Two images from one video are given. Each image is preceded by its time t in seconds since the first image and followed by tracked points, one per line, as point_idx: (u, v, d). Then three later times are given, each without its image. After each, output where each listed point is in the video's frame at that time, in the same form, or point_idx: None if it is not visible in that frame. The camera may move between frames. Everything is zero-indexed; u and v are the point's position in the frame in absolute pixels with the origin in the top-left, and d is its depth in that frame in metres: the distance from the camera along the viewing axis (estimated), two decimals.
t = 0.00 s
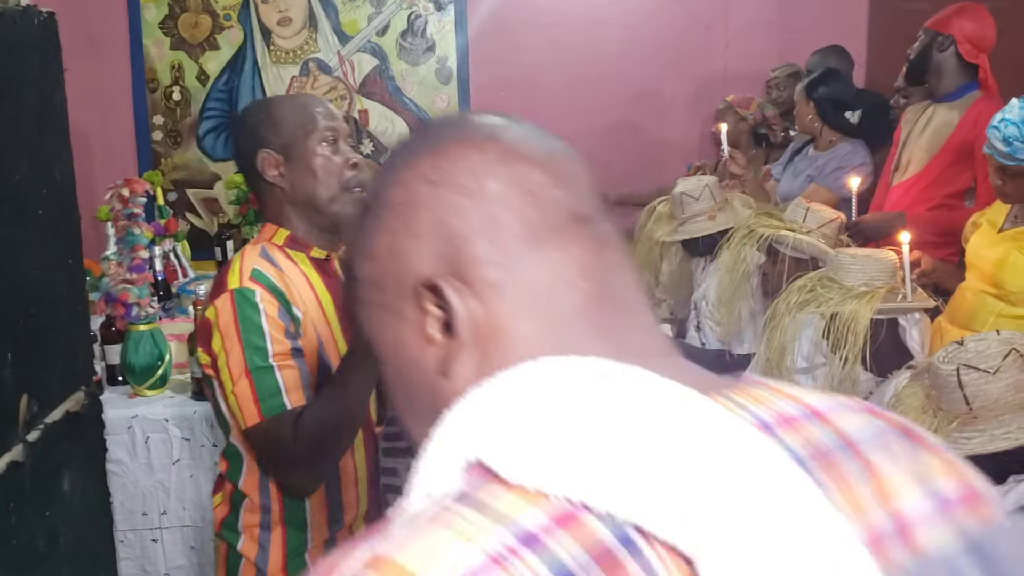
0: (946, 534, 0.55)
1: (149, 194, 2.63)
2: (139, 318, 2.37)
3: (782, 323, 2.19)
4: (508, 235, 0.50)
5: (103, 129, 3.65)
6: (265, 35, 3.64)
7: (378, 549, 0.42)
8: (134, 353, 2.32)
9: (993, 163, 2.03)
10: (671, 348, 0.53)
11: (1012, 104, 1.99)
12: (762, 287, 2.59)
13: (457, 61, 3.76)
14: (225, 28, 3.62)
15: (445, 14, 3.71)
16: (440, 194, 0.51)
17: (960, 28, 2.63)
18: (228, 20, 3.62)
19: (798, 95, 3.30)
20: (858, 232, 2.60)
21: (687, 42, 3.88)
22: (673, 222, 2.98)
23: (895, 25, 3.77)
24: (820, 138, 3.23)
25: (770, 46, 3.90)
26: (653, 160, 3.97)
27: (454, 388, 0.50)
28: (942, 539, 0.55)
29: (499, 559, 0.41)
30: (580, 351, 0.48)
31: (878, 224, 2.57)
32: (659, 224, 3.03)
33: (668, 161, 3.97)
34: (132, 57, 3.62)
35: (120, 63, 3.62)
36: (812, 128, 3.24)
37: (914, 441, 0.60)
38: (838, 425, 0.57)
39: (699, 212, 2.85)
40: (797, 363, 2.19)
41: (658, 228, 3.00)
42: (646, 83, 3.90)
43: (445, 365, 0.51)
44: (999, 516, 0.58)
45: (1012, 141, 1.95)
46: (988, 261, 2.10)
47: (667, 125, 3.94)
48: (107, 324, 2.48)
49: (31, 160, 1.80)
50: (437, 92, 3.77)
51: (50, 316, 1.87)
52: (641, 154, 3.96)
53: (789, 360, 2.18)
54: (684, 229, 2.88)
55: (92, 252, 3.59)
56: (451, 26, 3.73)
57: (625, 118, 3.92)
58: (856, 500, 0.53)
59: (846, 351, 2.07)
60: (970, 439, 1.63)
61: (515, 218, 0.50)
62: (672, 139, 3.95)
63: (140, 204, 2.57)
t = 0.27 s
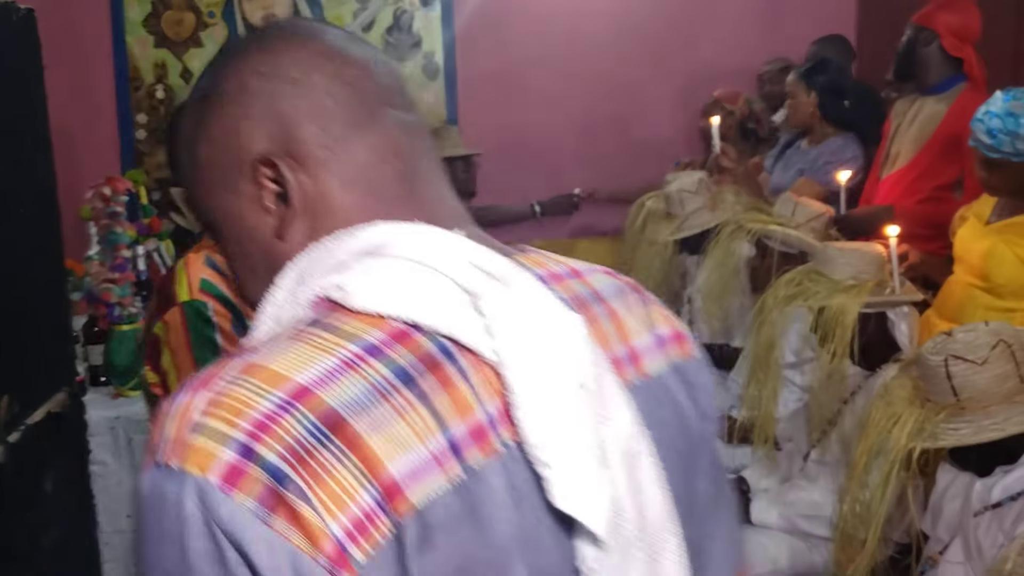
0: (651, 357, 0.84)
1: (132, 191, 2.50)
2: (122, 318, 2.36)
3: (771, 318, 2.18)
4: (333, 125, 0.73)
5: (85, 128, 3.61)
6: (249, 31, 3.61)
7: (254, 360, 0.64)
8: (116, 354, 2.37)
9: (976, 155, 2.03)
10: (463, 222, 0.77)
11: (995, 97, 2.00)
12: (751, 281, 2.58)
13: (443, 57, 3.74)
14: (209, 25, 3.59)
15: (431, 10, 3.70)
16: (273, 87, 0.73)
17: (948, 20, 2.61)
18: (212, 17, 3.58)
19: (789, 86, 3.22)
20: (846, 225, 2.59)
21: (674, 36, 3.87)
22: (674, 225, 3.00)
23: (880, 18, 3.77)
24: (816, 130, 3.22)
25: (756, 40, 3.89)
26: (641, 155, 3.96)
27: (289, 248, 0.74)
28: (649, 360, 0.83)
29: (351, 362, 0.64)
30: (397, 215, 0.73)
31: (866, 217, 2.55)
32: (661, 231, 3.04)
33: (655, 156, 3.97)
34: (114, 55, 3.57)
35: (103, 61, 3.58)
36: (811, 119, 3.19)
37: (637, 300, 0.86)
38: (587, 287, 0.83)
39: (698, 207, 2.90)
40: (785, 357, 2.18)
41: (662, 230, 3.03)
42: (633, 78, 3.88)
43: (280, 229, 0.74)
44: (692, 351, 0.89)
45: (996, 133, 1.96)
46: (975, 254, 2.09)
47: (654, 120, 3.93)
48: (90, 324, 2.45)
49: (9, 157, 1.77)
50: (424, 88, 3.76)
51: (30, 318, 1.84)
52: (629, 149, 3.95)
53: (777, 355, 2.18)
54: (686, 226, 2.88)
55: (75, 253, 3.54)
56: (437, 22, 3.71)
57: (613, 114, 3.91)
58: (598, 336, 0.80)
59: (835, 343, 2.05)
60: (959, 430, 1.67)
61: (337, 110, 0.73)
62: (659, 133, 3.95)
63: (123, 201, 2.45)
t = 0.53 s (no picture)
0: (479, 312, 0.83)
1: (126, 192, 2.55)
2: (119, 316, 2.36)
3: (767, 312, 2.20)
4: (168, 93, 0.74)
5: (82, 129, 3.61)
6: (245, 31, 3.61)
7: (92, 313, 0.62)
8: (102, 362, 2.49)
9: (973, 148, 2.04)
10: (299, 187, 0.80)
11: (989, 90, 2.00)
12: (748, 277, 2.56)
13: (439, 55, 3.75)
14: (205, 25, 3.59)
15: (427, 8, 3.70)
16: (103, 59, 0.74)
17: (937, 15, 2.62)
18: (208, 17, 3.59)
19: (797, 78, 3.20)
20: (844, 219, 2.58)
21: (669, 34, 3.87)
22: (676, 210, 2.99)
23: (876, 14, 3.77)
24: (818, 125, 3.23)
25: (751, 36, 3.91)
26: (637, 152, 3.97)
27: (126, 206, 0.74)
28: (475, 314, 0.83)
29: (183, 311, 0.64)
30: (220, 175, 0.74)
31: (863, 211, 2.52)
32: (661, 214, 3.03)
33: (652, 153, 3.98)
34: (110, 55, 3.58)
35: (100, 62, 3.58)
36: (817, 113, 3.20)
37: (465, 257, 0.87)
38: (411, 245, 0.83)
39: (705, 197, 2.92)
40: (780, 351, 2.18)
41: (660, 215, 3.02)
42: (629, 75, 3.89)
43: (115, 187, 0.74)
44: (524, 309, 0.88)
45: (990, 125, 1.96)
46: (969, 248, 2.10)
47: (651, 118, 3.94)
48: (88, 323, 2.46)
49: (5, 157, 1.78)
50: (420, 86, 3.77)
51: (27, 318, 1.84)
52: (626, 147, 3.96)
53: (773, 349, 2.18)
54: (693, 213, 2.90)
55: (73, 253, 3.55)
56: (433, 20, 3.72)
57: (610, 111, 3.91)
58: (416, 291, 0.80)
59: (830, 337, 2.05)
60: (951, 421, 1.64)
61: (167, 78, 0.74)
62: (656, 131, 3.95)
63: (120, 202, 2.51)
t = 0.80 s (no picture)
0: (255, 339, 0.79)
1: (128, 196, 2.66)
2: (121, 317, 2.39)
3: (761, 312, 2.22)
4: None
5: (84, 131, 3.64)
6: (243, 35, 3.63)
7: None
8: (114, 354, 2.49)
9: (967, 146, 2.04)
10: (64, 211, 0.78)
11: (984, 88, 2.01)
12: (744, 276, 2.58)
13: (437, 58, 3.77)
14: (204, 29, 3.61)
15: (424, 11, 3.72)
16: None
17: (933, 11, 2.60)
18: (207, 21, 3.61)
19: (807, 79, 3.20)
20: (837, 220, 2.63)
21: (666, 36, 3.89)
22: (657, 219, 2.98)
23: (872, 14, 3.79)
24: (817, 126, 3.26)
25: (747, 38, 3.93)
26: (635, 154, 3.99)
27: None
28: (249, 341, 0.78)
29: None
30: None
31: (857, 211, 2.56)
32: (638, 220, 3.03)
33: (649, 155, 4.00)
34: (110, 59, 3.59)
35: (99, 66, 3.60)
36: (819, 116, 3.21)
37: (254, 276, 0.82)
38: (185, 264, 0.78)
39: (685, 202, 2.91)
40: (775, 350, 2.20)
41: (643, 224, 2.99)
42: (626, 77, 3.91)
43: None
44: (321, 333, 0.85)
45: (985, 124, 1.95)
46: (965, 246, 2.11)
47: (648, 119, 3.96)
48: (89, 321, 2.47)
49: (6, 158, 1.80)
50: (418, 89, 3.79)
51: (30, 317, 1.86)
52: (624, 148, 3.98)
53: (768, 349, 2.19)
54: (674, 220, 2.90)
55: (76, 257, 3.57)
56: (430, 23, 3.74)
57: (608, 113, 3.93)
58: (178, 319, 0.74)
59: (824, 336, 2.07)
60: (946, 418, 1.63)
61: None
62: (653, 132, 3.97)
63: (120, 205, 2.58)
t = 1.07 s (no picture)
0: (95, 316, 0.68)
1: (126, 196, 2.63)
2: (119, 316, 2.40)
3: (760, 311, 2.22)
4: None
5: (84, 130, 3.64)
6: (241, 34, 3.63)
7: None
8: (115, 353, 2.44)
9: (967, 143, 2.04)
10: None
11: (983, 85, 2.01)
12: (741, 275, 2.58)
13: (435, 57, 3.77)
14: (202, 29, 3.61)
15: (422, 11, 3.73)
16: None
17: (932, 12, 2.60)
18: (206, 21, 3.61)
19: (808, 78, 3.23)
20: (834, 221, 2.67)
21: (664, 35, 3.90)
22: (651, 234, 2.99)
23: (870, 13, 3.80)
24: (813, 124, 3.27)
25: (745, 37, 3.93)
26: (633, 153, 4.00)
27: None
28: (89, 319, 0.67)
29: None
30: None
31: (854, 212, 2.62)
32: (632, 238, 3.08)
33: (647, 154, 4.00)
34: (109, 58, 3.59)
35: (97, 66, 3.60)
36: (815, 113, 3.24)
37: (102, 255, 0.71)
38: (20, 246, 0.67)
39: (673, 211, 2.96)
40: (774, 349, 2.20)
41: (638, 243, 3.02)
42: (624, 76, 3.91)
43: None
44: (179, 314, 0.73)
45: (984, 121, 1.96)
46: (964, 244, 2.11)
47: (646, 119, 3.96)
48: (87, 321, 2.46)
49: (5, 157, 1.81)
50: (416, 88, 3.79)
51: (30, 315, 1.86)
52: (622, 147, 3.98)
53: (767, 348, 2.19)
54: (666, 232, 2.91)
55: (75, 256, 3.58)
56: (428, 23, 3.74)
57: (606, 112, 3.94)
58: (4, 295, 0.63)
59: (823, 334, 2.08)
60: (949, 412, 1.62)
61: None
62: (651, 131, 3.98)
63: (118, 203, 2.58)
